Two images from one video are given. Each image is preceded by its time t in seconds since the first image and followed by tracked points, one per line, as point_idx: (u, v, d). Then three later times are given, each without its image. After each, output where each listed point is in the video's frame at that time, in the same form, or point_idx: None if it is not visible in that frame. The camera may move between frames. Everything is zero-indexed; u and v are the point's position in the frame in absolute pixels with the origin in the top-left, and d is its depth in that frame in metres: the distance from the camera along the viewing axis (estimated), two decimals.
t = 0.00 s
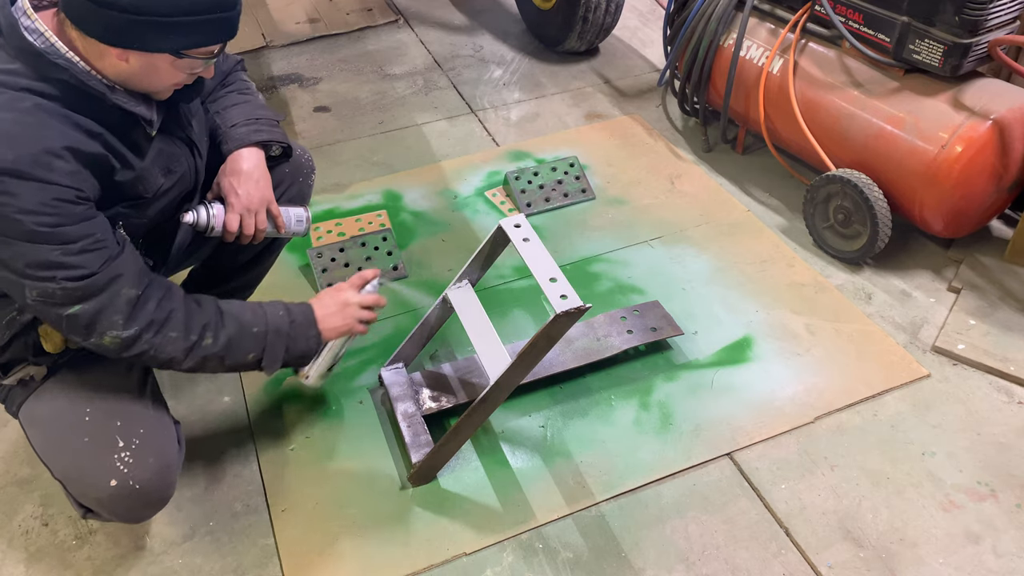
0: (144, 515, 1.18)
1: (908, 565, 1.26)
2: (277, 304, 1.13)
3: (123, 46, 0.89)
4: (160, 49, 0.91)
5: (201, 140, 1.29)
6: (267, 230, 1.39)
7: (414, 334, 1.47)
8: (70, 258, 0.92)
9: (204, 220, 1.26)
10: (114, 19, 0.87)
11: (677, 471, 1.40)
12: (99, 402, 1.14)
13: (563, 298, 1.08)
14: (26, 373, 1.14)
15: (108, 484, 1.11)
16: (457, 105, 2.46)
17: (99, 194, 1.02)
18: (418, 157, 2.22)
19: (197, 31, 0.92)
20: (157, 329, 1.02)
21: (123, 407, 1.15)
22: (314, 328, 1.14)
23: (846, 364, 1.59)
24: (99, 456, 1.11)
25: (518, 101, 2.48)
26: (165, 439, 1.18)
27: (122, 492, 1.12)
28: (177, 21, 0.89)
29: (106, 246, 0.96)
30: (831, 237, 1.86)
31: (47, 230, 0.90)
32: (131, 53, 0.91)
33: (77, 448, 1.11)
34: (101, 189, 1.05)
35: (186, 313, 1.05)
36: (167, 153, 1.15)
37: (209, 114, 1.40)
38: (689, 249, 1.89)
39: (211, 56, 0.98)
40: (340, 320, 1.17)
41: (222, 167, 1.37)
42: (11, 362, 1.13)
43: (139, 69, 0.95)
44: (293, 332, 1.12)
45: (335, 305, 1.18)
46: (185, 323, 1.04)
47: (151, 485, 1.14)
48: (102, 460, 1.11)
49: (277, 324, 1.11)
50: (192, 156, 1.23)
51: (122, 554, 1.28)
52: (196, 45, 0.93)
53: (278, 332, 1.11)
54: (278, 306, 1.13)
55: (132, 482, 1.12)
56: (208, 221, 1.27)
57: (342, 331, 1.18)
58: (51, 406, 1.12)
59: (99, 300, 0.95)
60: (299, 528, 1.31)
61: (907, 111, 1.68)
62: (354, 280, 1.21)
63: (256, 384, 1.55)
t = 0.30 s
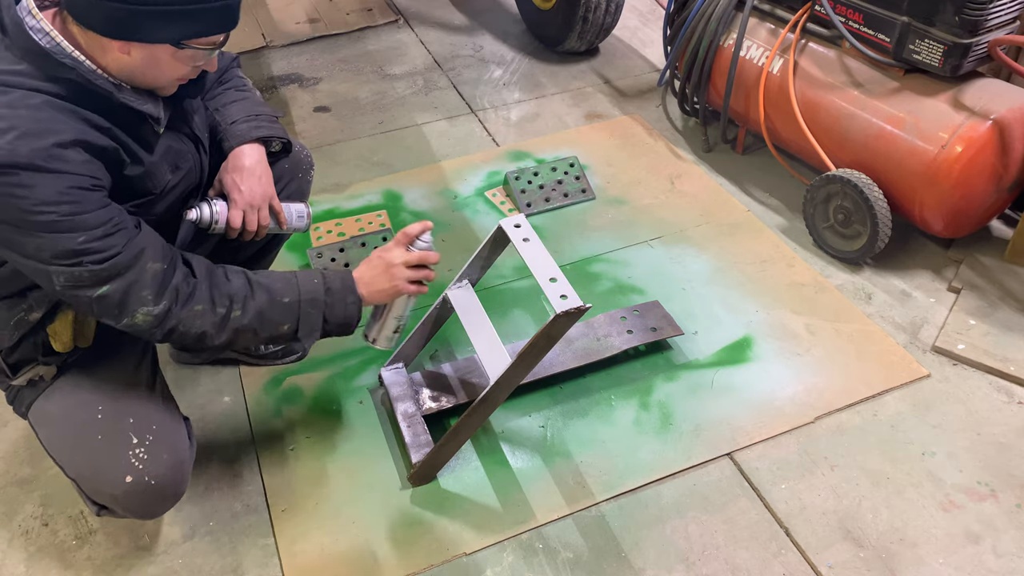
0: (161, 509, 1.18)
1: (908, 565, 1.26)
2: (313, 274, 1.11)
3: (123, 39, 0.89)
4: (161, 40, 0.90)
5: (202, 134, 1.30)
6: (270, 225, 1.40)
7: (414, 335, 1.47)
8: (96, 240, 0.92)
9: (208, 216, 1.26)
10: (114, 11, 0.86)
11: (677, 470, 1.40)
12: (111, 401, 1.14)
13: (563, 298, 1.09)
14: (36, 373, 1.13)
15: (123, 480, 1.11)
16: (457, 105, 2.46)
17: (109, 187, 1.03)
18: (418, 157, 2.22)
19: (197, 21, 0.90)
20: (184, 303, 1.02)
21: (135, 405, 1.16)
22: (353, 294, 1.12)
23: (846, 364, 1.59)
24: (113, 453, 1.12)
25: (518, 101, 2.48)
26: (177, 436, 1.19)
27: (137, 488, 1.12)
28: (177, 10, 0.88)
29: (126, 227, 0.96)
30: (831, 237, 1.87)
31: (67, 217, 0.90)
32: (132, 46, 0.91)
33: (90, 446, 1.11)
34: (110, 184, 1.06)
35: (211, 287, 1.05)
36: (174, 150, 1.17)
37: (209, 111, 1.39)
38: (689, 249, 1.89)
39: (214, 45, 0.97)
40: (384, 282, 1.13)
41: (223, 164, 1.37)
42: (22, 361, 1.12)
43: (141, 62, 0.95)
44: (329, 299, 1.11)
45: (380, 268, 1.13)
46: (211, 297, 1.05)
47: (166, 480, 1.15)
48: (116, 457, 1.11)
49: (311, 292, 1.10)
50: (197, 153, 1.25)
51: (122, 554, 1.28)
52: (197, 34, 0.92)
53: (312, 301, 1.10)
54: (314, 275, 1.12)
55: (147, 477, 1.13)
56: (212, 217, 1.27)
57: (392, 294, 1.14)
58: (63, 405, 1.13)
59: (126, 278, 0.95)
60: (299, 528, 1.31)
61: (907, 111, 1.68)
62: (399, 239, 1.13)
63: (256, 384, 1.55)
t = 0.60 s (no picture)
0: (176, 497, 1.19)
1: (908, 565, 1.26)
2: (321, 294, 1.09)
3: (138, 32, 0.88)
4: (175, 35, 0.90)
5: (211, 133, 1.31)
6: (274, 222, 1.39)
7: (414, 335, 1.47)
8: (103, 231, 0.92)
9: (212, 212, 1.26)
10: (131, 4, 0.85)
11: (677, 470, 1.40)
12: (120, 393, 1.15)
13: (563, 298, 1.09)
14: (43, 369, 1.10)
15: (136, 470, 1.12)
16: (457, 105, 2.46)
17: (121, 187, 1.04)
18: (417, 157, 2.22)
19: (212, 17, 0.90)
20: (186, 301, 0.99)
21: (145, 397, 1.17)
22: (361, 320, 1.08)
23: (847, 364, 1.59)
24: (125, 444, 1.12)
25: (518, 101, 2.48)
26: (186, 427, 1.20)
27: (150, 477, 1.13)
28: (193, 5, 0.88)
29: (133, 222, 0.96)
30: (831, 237, 1.87)
31: (75, 208, 0.90)
32: (147, 40, 0.90)
33: (101, 438, 1.12)
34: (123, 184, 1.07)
35: (215, 290, 1.03)
36: (186, 153, 1.18)
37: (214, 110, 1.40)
38: (689, 249, 1.89)
39: (227, 45, 0.97)
40: (407, 314, 1.10)
41: (228, 161, 1.37)
42: (28, 359, 1.09)
43: (156, 58, 0.94)
44: (335, 321, 1.08)
45: (405, 299, 1.10)
46: (213, 300, 1.02)
47: (179, 469, 1.16)
48: (127, 447, 1.12)
49: (316, 312, 1.07)
50: (207, 154, 1.26)
51: (122, 553, 1.28)
52: (212, 31, 0.92)
53: (316, 320, 1.07)
54: (322, 295, 1.09)
55: (159, 467, 1.13)
56: (216, 213, 1.27)
57: (411, 328, 1.11)
58: (71, 398, 1.12)
59: (130, 270, 0.94)
60: (299, 528, 1.31)
61: (907, 111, 1.68)
62: (428, 273, 1.12)
63: (256, 384, 1.55)
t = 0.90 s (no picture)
0: (162, 501, 1.19)
1: (908, 565, 1.26)
2: (303, 330, 1.08)
3: (140, 34, 0.88)
4: (176, 40, 0.90)
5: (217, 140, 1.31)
6: (276, 227, 1.40)
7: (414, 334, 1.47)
8: (92, 247, 0.92)
9: (215, 215, 1.27)
10: (134, 7, 0.86)
11: (677, 470, 1.40)
12: (113, 390, 1.14)
13: (563, 298, 1.08)
14: (37, 365, 1.12)
15: (125, 469, 1.11)
16: (457, 105, 2.46)
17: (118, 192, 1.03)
18: (417, 157, 2.22)
19: (214, 23, 0.90)
20: (168, 323, 0.98)
21: (137, 396, 1.16)
22: (336, 361, 1.08)
23: (847, 364, 1.59)
24: (115, 443, 1.11)
25: (518, 101, 2.48)
26: (178, 427, 1.19)
27: (139, 476, 1.13)
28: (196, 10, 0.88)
29: (124, 238, 0.96)
30: (831, 237, 1.87)
31: (66, 220, 0.90)
32: (149, 43, 0.90)
33: (91, 435, 1.11)
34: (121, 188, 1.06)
35: (199, 312, 1.01)
36: (186, 156, 1.16)
37: (221, 112, 1.39)
38: (689, 249, 1.89)
39: (230, 53, 0.97)
40: (377, 363, 1.11)
41: (234, 164, 1.37)
42: (23, 354, 1.12)
43: (158, 63, 0.94)
44: (310, 359, 1.07)
45: (377, 349, 1.11)
46: (196, 323, 1.00)
47: (168, 468, 1.15)
48: (117, 446, 1.11)
49: (295, 348, 1.06)
50: (209, 158, 1.24)
51: (122, 553, 1.28)
52: (214, 37, 0.92)
53: (293, 357, 1.05)
54: (304, 331, 1.08)
55: (149, 466, 1.13)
56: (219, 217, 1.27)
57: (376, 378, 1.12)
58: (64, 395, 1.12)
59: (115, 288, 0.94)
60: (298, 528, 1.31)
61: (907, 111, 1.68)
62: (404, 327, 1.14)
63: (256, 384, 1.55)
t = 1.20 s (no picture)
0: (145, 510, 1.19)
1: (908, 565, 1.26)
2: (263, 376, 1.10)
3: (138, 36, 0.88)
4: (172, 42, 0.90)
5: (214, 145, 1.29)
6: (275, 231, 1.39)
7: (414, 334, 1.47)
8: (68, 262, 0.92)
9: (214, 219, 1.27)
10: (131, 8, 0.85)
11: (677, 470, 1.40)
12: (104, 395, 1.13)
13: (563, 298, 1.08)
14: (31, 366, 1.11)
15: (112, 475, 1.11)
16: (457, 105, 2.46)
17: (108, 195, 1.03)
18: (418, 157, 2.22)
19: (213, 28, 0.91)
20: (135, 347, 0.98)
21: (130, 402, 1.15)
22: (285, 414, 1.10)
23: (846, 364, 1.59)
24: (103, 448, 1.11)
25: (518, 101, 2.48)
26: (167, 434, 1.18)
27: (125, 483, 1.13)
28: (193, 13, 0.88)
29: (105, 254, 0.96)
30: (831, 237, 1.87)
31: (48, 229, 0.90)
32: (147, 45, 0.90)
33: (80, 439, 1.11)
34: (112, 189, 1.06)
35: (169, 339, 1.02)
36: (180, 157, 1.15)
37: (223, 116, 1.40)
38: (688, 249, 1.89)
39: (226, 57, 0.97)
40: (311, 425, 1.12)
41: (234, 168, 1.37)
42: (19, 355, 1.11)
43: (154, 64, 0.94)
44: (262, 407, 1.09)
45: (315, 413, 1.12)
46: (164, 350, 1.01)
47: (154, 476, 1.15)
48: (105, 451, 1.11)
49: (251, 394, 1.07)
50: (204, 160, 1.23)
51: (122, 553, 1.28)
52: (212, 41, 0.92)
53: (248, 403, 1.07)
54: (264, 377, 1.10)
55: (135, 473, 1.13)
56: (218, 221, 1.27)
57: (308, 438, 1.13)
58: (55, 397, 1.12)
59: (88, 308, 0.94)
60: (299, 528, 1.31)
61: (907, 111, 1.68)
62: (345, 395, 1.15)
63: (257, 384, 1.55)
